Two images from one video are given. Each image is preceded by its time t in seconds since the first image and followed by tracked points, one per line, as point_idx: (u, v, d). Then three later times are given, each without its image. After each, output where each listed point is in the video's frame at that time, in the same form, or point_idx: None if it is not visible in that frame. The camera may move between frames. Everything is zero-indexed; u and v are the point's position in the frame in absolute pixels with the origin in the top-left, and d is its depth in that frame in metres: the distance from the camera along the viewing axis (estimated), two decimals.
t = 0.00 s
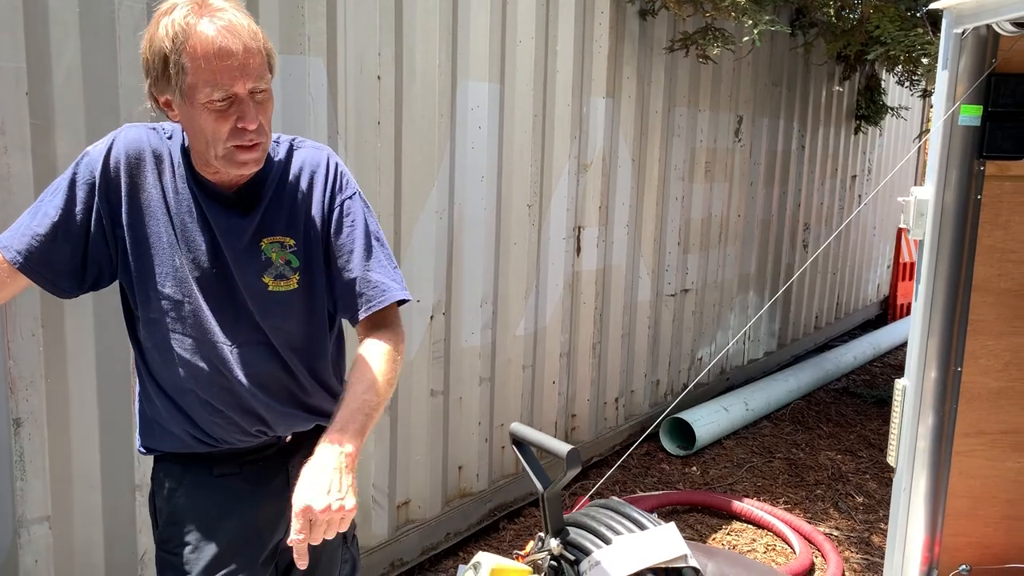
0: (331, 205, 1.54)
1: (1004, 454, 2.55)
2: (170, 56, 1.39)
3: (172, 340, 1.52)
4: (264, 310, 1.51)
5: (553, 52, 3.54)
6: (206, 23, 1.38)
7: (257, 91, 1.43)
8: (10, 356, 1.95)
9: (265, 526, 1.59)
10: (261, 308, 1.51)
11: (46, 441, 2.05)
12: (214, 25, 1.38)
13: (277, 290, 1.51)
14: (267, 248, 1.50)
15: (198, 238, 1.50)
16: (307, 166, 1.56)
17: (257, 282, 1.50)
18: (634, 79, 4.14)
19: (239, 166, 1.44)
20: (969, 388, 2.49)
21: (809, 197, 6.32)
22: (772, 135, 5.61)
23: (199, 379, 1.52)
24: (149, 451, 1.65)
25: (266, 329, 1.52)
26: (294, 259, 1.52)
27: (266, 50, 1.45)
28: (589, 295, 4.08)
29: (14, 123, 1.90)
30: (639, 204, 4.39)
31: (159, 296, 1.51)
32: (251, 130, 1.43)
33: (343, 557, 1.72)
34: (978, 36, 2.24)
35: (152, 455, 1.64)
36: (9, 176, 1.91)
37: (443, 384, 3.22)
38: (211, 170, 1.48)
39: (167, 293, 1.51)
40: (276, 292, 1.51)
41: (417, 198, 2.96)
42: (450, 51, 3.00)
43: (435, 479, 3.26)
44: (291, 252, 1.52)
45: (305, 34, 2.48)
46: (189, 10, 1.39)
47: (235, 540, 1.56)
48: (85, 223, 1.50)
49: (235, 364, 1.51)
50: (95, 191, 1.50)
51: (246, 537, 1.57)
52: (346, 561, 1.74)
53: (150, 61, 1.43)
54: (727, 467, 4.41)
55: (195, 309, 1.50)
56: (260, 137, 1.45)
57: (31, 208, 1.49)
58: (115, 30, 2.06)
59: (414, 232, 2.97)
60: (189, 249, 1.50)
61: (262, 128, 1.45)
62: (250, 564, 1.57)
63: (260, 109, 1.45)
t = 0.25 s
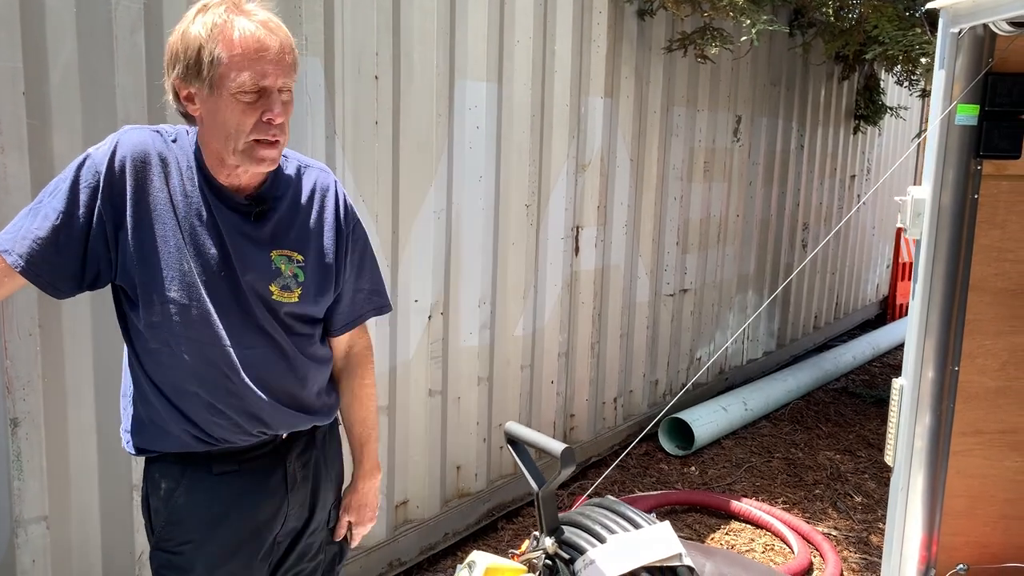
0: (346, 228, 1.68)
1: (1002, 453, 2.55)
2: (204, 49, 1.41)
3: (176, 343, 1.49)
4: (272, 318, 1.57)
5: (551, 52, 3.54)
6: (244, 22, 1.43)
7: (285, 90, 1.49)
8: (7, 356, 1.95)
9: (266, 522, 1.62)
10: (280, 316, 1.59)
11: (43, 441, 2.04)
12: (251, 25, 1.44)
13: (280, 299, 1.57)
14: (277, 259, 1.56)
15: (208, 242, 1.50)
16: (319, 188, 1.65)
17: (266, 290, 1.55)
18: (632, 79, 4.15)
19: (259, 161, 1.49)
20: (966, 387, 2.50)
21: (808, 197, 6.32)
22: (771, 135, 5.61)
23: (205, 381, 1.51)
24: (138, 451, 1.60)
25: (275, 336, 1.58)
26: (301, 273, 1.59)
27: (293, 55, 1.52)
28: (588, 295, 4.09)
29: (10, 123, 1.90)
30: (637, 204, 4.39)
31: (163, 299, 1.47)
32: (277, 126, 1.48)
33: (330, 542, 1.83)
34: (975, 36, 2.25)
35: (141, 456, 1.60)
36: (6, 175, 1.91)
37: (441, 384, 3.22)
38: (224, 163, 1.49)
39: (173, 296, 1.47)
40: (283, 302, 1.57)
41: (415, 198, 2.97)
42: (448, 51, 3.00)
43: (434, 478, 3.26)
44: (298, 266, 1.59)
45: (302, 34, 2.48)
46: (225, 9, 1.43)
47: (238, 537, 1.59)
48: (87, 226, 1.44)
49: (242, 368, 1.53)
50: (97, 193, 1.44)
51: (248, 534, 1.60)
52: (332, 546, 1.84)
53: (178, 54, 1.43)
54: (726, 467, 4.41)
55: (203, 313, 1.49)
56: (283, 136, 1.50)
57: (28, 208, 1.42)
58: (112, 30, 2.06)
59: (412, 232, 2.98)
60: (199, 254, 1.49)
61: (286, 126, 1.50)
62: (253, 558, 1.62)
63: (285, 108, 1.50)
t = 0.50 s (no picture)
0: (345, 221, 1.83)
1: (1000, 454, 2.56)
2: (260, 51, 1.47)
3: (195, 341, 1.50)
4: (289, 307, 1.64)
5: (550, 53, 3.55)
6: (297, 31, 1.52)
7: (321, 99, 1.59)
8: (9, 357, 1.96)
9: (278, 515, 1.67)
10: (296, 307, 1.67)
11: (45, 442, 2.05)
12: (304, 35, 1.53)
13: (297, 288, 1.65)
14: (291, 249, 1.64)
15: (225, 240, 1.52)
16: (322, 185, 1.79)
17: (283, 280, 1.62)
18: (631, 80, 4.15)
19: (293, 161, 1.56)
20: (964, 388, 2.51)
21: (807, 198, 6.33)
22: (770, 136, 5.62)
23: (223, 376, 1.54)
24: (136, 456, 1.57)
25: (291, 325, 1.65)
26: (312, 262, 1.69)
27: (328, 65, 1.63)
28: (587, 296, 4.09)
29: (12, 126, 1.91)
30: (637, 205, 4.40)
31: (180, 300, 1.48)
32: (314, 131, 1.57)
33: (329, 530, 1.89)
34: (973, 38, 2.25)
35: (141, 459, 1.57)
36: (7, 178, 1.92)
37: (441, 385, 3.23)
38: (256, 159, 1.54)
39: (191, 294, 1.49)
40: (299, 291, 1.66)
41: (415, 199, 2.97)
42: (447, 53, 3.01)
43: (434, 479, 3.26)
44: (309, 255, 1.68)
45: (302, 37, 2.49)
46: (279, 18, 1.51)
47: (255, 531, 1.63)
48: (94, 231, 1.41)
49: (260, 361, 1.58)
50: (109, 197, 1.42)
51: (263, 527, 1.64)
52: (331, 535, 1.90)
53: (226, 51, 1.47)
54: (726, 468, 4.41)
55: (222, 309, 1.52)
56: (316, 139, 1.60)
57: (33, 215, 1.38)
58: (113, 33, 2.07)
59: (412, 234, 2.98)
60: (217, 252, 1.51)
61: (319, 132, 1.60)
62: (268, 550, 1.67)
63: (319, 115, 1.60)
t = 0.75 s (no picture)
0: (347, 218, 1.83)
1: (998, 455, 2.56)
2: (276, 54, 1.48)
3: (199, 339, 1.52)
4: (296, 304, 1.65)
5: (550, 55, 3.56)
6: (312, 37, 1.54)
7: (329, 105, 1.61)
8: (9, 359, 1.97)
9: (280, 515, 1.67)
10: (305, 304, 1.68)
11: (45, 443, 2.06)
12: (318, 42, 1.55)
13: (304, 284, 1.66)
14: (298, 246, 1.65)
15: (232, 236, 1.54)
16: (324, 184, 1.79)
17: (290, 276, 1.63)
18: (630, 82, 4.16)
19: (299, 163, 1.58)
20: (962, 389, 2.51)
21: (806, 199, 6.34)
22: (769, 138, 5.63)
23: (227, 374, 1.55)
24: (141, 456, 1.58)
25: (297, 322, 1.66)
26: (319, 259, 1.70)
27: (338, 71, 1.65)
28: (586, 297, 4.10)
29: (13, 128, 1.92)
30: (636, 206, 4.41)
31: (185, 298, 1.49)
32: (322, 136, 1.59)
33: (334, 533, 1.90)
34: (970, 40, 2.26)
35: (146, 460, 1.58)
36: (7, 180, 1.93)
37: (441, 386, 3.24)
38: (265, 159, 1.56)
39: (196, 292, 1.50)
40: (306, 287, 1.67)
41: (415, 201, 2.98)
42: (446, 55, 3.02)
43: (434, 480, 3.27)
44: (316, 252, 1.69)
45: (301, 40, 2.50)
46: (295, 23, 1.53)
47: (256, 531, 1.63)
48: (100, 231, 1.42)
49: (265, 358, 1.59)
50: (114, 198, 1.43)
51: (265, 527, 1.64)
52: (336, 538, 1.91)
53: (243, 51, 1.48)
54: (725, 469, 4.42)
55: (227, 306, 1.53)
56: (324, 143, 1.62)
57: (39, 216, 1.38)
58: (113, 36, 2.07)
59: (411, 235, 2.99)
60: (222, 249, 1.52)
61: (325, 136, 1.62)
62: (271, 550, 1.67)
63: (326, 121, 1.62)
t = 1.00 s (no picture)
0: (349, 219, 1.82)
1: (995, 454, 2.57)
2: (250, 56, 1.47)
3: (185, 336, 1.52)
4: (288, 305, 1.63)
5: (548, 55, 3.56)
6: (291, 35, 1.51)
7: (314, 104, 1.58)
8: (8, 359, 1.97)
9: (271, 519, 1.63)
10: (300, 305, 1.66)
11: (43, 443, 2.06)
12: (297, 41, 1.51)
13: (297, 285, 1.65)
14: (291, 247, 1.64)
15: (219, 235, 1.54)
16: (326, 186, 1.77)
17: (281, 277, 1.61)
18: (629, 82, 4.16)
19: (280, 164, 1.56)
20: (960, 389, 2.52)
21: (805, 198, 6.34)
22: (768, 137, 5.63)
23: (213, 375, 1.54)
24: (143, 455, 1.61)
25: (289, 324, 1.63)
26: (314, 259, 1.68)
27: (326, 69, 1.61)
28: (585, 297, 4.10)
29: (11, 128, 1.92)
30: (635, 206, 4.41)
31: (172, 296, 1.51)
32: (303, 137, 1.57)
33: (338, 547, 1.85)
34: (968, 40, 2.26)
35: (147, 459, 1.61)
36: (6, 179, 1.93)
37: (440, 386, 3.24)
38: (247, 160, 1.56)
39: (182, 291, 1.51)
40: (299, 288, 1.65)
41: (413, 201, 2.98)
42: (445, 55, 3.02)
43: (432, 480, 3.27)
44: (311, 253, 1.68)
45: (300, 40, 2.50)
46: (274, 21, 1.50)
47: (245, 534, 1.59)
48: (94, 229, 1.46)
49: (251, 359, 1.57)
50: (107, 197, 1.47)
51: (255, 530, 1.60)
52: (342, 552, 1.87)
53: (220, 53, 1.47)
54: (724, 468, 4.43)
55: (212, 306, 1.53)
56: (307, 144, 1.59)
57: (36, 216, 1.44)
58: (111, 36, 2.07)
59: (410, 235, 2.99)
60: (208, 248, 1.53)
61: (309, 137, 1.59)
62: (263, 556, 1.62)
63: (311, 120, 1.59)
